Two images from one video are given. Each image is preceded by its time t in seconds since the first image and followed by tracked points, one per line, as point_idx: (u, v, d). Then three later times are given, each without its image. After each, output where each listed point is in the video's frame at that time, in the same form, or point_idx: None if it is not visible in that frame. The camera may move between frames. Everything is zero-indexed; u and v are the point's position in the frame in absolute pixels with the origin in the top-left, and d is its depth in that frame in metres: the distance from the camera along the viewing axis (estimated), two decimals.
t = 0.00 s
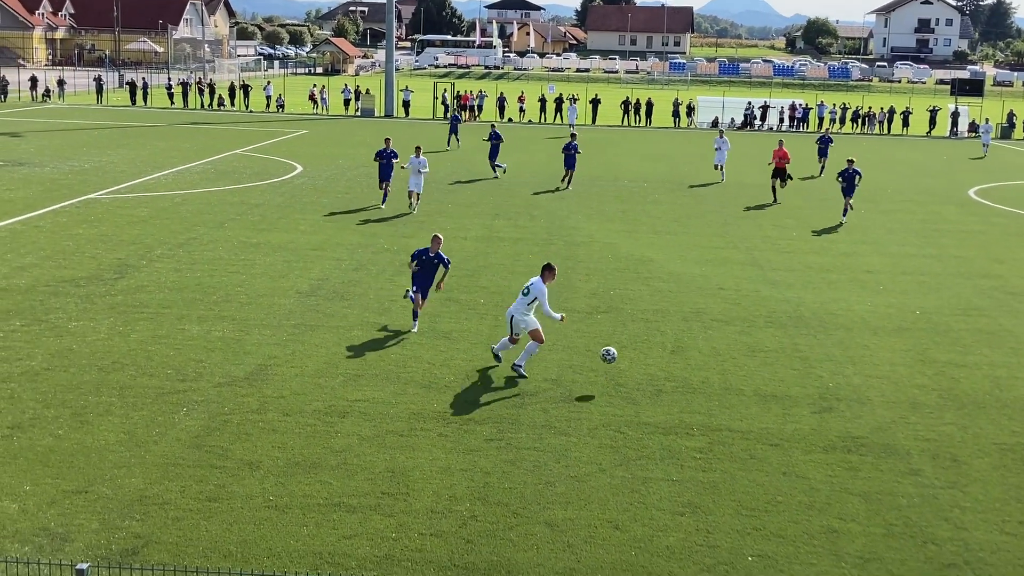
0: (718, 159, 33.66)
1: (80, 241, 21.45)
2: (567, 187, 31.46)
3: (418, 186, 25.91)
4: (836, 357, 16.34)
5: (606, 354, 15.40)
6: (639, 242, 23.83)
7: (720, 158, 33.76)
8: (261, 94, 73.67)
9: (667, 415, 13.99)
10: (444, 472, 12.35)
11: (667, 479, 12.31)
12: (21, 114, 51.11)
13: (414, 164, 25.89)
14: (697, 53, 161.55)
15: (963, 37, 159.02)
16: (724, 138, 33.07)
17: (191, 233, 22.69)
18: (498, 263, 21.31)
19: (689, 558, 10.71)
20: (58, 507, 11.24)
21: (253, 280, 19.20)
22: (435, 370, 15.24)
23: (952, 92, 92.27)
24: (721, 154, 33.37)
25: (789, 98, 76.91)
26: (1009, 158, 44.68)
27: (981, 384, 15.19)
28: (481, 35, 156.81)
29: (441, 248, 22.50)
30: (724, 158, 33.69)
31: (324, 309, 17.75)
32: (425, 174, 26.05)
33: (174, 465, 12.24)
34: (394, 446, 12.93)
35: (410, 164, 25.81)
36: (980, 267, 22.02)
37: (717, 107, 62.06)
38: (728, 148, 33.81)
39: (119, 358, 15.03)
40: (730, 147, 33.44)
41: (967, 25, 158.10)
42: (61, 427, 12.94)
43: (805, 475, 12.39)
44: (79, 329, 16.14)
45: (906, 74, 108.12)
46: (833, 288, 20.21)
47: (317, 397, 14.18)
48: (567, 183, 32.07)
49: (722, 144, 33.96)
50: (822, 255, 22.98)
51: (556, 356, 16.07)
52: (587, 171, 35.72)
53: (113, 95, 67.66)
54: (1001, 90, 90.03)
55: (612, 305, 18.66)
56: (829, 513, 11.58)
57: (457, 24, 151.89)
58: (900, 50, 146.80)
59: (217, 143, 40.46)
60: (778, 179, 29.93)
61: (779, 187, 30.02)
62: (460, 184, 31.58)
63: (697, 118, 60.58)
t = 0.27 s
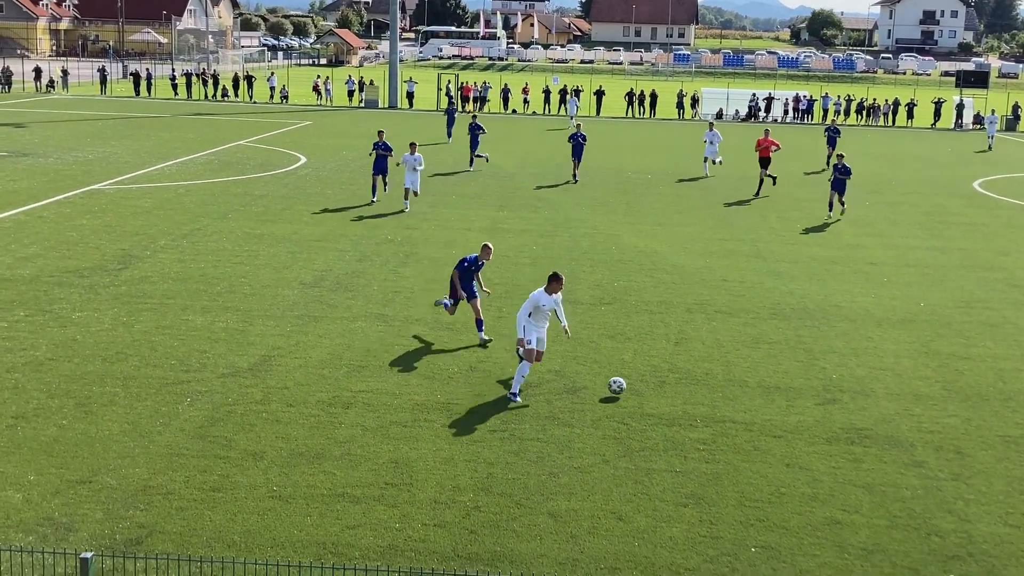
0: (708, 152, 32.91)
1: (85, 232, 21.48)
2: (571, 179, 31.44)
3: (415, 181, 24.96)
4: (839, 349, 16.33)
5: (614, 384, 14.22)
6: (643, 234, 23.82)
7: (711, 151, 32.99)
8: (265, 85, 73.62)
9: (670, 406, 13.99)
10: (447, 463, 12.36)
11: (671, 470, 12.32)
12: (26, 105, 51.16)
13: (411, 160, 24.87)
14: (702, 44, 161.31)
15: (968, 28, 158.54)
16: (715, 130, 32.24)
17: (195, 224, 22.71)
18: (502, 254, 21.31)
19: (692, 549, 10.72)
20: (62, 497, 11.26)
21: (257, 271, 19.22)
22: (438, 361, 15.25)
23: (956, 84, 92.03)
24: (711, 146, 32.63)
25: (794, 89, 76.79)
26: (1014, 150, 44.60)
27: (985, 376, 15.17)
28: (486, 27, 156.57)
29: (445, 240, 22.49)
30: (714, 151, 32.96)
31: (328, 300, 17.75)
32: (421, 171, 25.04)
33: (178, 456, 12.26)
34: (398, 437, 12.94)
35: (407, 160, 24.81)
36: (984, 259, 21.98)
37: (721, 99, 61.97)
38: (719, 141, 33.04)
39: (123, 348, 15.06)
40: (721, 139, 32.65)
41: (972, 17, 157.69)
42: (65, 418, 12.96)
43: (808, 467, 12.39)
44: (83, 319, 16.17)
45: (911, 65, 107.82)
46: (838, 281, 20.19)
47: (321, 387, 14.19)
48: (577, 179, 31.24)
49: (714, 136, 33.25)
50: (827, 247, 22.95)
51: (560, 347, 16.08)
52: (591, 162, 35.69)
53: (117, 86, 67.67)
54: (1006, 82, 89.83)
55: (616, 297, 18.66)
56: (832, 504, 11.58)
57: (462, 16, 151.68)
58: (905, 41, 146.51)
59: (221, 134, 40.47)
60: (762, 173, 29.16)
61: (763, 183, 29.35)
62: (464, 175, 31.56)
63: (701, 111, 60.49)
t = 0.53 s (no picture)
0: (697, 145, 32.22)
1: (85, 223, 21.47)
2: (571, 171, 31.43)
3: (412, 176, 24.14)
4: (840, 341, 16.33)
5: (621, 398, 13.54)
6: (644, 226, 23.82)
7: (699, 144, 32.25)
8: (266, 77, 73.51)
9: (670, 398, 14.01)
10: (447, 454, 12.37)
11: (671, 461, 12.34)
12: (27, 97, 51.13)
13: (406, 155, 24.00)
14: (703, 37, 161.14)
15: (970, 21, 158.30)
16: (706, 125, 31.54)
17: (195, 216, 22.70)
18: (502, 246, 21.31)
19: (692, 540, 10.73)
20: (63, 488, 11.27)
21: (257, 262, 19.22)
22: (439, 353, 15.26)
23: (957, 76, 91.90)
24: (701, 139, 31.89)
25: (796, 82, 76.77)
26: (1014, 143, 44.60)
27: (985, 369, 15.19)
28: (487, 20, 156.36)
29: (446, 232, 22.49)
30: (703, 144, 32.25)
31: (329, 291, 17.76)
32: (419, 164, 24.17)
33: (179, 447, 12.26)
34: (398, 428, 12.95)
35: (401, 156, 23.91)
36: (985, 252, 21.97)
37: (722, 91, 61.95)
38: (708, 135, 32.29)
39: (123, 339, 15.07)
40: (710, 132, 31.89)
41: (973, 11, 157.55)
42: (66, 408, 12.97)
43: (808, 459, 12.40)
44: (84, 311, 16.17)
45: (912, 58, 107.62)
46: (838, 273, 20.19)
47: (322, 378, 14.21)
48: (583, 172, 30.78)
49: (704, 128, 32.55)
50: (827, 239, 22.95)
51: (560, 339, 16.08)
52: (592, 154, 35.66)
53: (118, 78, 67.59)
54: (1007, 75, 89.82)
55: (617, 289, 18.66)
56: (832, 496, 11.59)
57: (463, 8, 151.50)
58: (907, 34, 146.38)
59: (222, 126, 40.42)
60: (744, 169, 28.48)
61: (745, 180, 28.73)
62: (465, 167, 31.54)
63: (701, 104, 60.43)
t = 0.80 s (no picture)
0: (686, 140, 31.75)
1: (83, 216, 21.45)
2: (570, 165, 31.42)
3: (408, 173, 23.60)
4: (837, 335, 16.34)
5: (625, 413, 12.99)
6: (642, 220, 23.82)
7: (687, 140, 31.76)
8: (264, 70, 73.40)
9: (668, 392, 14.01)
10: (445, 447, 12.39)
11: (668, 454, 12.35)
12: (25, 89, 51.05)
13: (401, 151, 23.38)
14: (702, 31, 160.95)
15: (969, 15, 158.15)
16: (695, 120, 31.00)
17: (193, 209, 22.69)
18: (501, 240, 21.31)
19: (689, 533, 10.75)
20: (61, 480, 11.28)
21: (256, 255, 19.22)
22: (437, 346, 15.26)
23: (955, 71, 91.89)
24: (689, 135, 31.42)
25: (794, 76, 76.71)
26: (1012, 138, 44.61)
27: (982, 363, 15.22)
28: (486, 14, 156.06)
29: (444, 225, 22.48)
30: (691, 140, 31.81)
31: (327, 284, 17.76)
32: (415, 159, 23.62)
33: (177, 439, 12.28)
34: (396, 421, 12.97)
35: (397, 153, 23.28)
36: (983, 246, 21.97)
37: (721, 85, 61.90)
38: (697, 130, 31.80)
39: (122, 332, 15.07)
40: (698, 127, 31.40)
41: (972, 6, 157.47)
42: (64, 401, 12.97)
43: (805, 452, 12.43)
44: (82, 303, 16.17)
45: (911, 52, 107.55)
46: (836, 267, 20.20)
47: (320, 372, 14.22)
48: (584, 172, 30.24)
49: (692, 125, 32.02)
50: (825, 234, 22.95)
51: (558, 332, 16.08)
52: (590, 148, 35.62)
53: (116, 70, 67.47)
54: (1006, 70, 89.80)
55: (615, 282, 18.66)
56: (829, 489, 11.61)
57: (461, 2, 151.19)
58: (905, 28, 146.24)
59: (220, 119, 40.37)
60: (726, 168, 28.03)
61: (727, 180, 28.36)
62: (464, 161, 31.50)
63: (700, 98, 60.40)
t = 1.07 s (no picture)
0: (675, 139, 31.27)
1: (79, 210, 21.42)
2: (567, 160, 31.38)
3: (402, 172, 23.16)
4: (833, 330, 16.36)
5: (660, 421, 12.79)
6: (639, 215, 23.82)
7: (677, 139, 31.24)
8: (261, 65, 73.27)
9: (665, 387, 14.02)
10: (442, 442, 12.38)
11: (664, 450, 12.36)
12: (21, 83, 50.92)
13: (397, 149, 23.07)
14: (699, 26, 160.84)
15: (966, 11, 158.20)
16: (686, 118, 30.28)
17: (190, 203, 22.64)
18: (497, 235, 21.30)
19: (686, 528, 10.75)
20: (57, 474, 11.27)
21: (252, 250, 19.20)
22: (434, 341, 15.25)
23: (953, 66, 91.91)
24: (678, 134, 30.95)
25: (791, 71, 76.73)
26: (1009, 133, 44.67)
27: (977, 358, 15.24)
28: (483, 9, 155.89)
29: (440, 220, 22.46)
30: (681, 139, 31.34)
31: (323, 279, 17.75)
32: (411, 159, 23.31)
33: (173, 434, 12.27)
34: (393, 416, 12.97)
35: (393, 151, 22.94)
36: (979, 242, 21.99)
37: (718, 80, 61.90)
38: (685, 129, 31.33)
39: (118, 326, 15.05)
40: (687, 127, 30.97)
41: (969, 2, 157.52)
42: (60, 395, 12.96)
43: (801, 447, 12.44)
44: (78, 297, 16.15)
45: (908, 48, 107.54)
46: (832, 262, 20.21)
47: (316, 366, 14.21)
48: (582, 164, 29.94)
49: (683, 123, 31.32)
50: (822, 229, 22.96)
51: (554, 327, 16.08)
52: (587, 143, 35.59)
53: (113, 65, 67.32)
54: (1002, 65, 89.88)
55: (612, 278, 18.65)
56: (825, 484, 11.62)
57: None
58: (902, 24, 146.25)
59: (217, 114, 40.28)
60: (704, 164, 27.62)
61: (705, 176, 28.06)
62: (461, 156, 31.46)
63: (698, 93, 60.37)
